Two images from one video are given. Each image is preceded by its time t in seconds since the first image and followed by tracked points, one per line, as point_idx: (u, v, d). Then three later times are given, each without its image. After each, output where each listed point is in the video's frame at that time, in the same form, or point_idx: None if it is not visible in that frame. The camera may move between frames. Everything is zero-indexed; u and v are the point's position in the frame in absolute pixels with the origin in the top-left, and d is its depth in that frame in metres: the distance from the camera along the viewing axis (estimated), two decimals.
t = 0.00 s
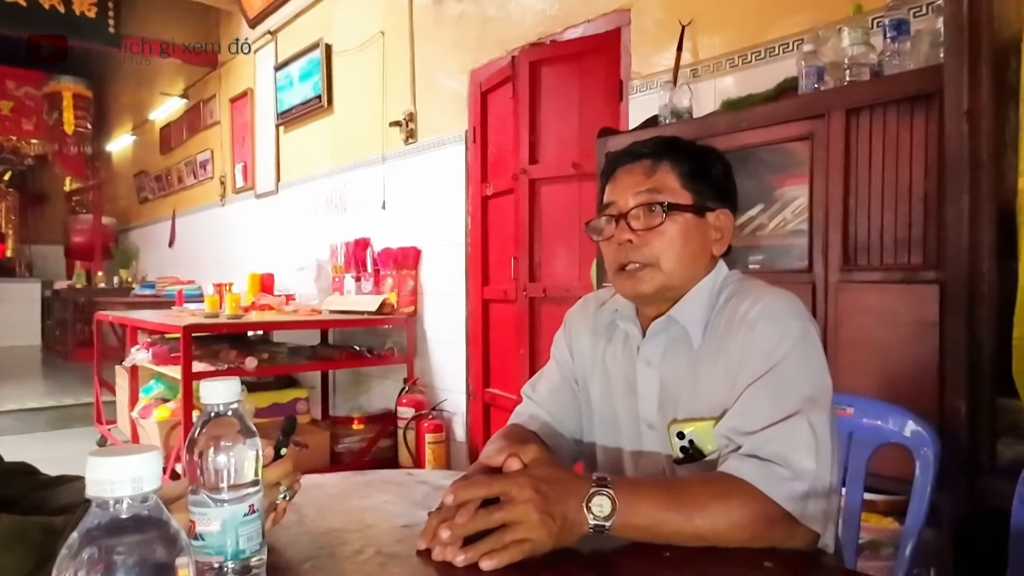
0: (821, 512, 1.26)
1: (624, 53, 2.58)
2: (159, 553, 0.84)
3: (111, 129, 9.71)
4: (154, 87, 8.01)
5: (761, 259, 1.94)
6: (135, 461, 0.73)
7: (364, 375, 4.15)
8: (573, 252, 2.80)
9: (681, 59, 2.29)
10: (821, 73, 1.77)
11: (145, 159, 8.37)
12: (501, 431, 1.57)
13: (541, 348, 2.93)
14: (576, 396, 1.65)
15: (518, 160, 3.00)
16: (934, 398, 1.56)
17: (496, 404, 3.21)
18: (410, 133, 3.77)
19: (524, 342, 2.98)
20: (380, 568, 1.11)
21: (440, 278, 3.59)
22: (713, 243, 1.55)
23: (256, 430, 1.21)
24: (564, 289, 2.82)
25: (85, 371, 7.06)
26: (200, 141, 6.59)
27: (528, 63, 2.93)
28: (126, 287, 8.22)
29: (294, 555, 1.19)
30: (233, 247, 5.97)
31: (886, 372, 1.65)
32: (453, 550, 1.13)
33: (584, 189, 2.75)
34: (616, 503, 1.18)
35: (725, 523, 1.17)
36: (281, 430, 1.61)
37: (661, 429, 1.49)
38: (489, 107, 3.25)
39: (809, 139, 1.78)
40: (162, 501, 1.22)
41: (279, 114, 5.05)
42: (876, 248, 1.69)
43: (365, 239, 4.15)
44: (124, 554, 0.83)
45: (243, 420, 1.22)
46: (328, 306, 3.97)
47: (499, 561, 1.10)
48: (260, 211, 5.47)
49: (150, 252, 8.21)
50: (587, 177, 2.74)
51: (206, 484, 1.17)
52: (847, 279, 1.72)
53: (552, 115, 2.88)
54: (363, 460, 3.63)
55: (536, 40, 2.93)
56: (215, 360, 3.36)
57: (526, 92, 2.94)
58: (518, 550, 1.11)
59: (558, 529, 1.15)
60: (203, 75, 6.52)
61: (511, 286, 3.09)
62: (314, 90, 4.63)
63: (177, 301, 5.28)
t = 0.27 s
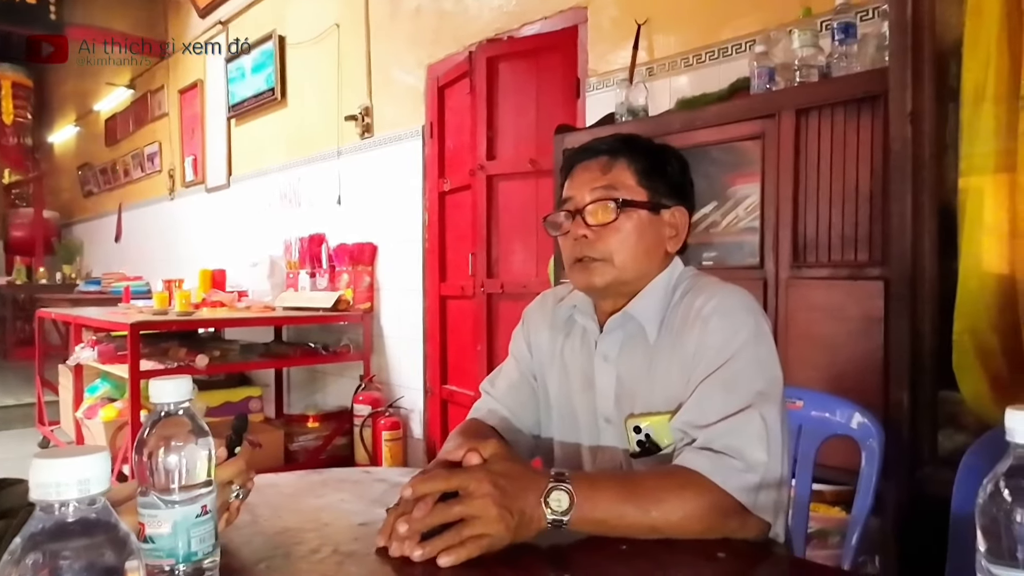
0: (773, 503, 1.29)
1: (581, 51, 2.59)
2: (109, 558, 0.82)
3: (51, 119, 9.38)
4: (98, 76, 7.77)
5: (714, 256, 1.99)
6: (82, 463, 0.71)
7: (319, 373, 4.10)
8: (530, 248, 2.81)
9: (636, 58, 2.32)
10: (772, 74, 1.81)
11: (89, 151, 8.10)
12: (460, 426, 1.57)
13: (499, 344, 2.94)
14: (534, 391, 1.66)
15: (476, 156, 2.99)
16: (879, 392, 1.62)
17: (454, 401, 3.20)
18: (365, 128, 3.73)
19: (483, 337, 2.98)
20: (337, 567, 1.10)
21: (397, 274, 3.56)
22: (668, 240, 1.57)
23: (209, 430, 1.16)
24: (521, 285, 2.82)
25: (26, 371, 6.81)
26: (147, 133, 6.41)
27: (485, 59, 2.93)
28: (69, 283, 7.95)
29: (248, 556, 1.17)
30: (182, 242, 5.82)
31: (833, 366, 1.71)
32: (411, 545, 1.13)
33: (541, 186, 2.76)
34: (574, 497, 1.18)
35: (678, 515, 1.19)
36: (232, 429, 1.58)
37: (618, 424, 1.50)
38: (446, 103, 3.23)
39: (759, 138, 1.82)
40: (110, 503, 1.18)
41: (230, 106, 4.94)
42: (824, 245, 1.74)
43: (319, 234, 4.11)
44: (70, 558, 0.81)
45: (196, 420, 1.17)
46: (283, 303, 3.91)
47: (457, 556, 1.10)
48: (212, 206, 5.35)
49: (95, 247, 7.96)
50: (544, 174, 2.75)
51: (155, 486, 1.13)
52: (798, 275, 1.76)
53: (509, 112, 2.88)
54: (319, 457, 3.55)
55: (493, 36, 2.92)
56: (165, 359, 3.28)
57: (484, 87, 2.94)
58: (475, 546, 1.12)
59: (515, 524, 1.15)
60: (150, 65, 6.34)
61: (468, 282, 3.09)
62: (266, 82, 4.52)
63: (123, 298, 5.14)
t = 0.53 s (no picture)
0: (737, 497, 1.30)
1: (548, 48, 2.60)
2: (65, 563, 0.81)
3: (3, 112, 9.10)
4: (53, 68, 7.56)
5: (680, 254, 2.00)
6: (39, 466, 0.70)
7: (285, 371, 4.04)
8: (498, 246, 2.81)
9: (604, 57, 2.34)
10: (736, 74, 1.84)
11: (43, 145, 7.89)
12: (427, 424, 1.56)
13: (466, 342, 2.93)
14: (502, 389, 1.66)
15: (443, 153, 2.98)
16: (840, 387, 1.65)
17: (421, 399, 3.18)
18: (332, 124, 3.69)
19: (450, 335, 2.96)
20: (303, 567, 1.09)
21: (364, 271, 3.53)
22: (633, 238, 1.57)
23: (170, 431, 1.13)
24: (489, 282, 2.82)
25: None
26: (105, 127, 6.25)
27: (452, 55, 2.90)
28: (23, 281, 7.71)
29: (212, 558, 1.15)
30: (143, 239, 5.69)
31: (795, 362, 1.74)
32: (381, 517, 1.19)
33: (509, 183, 2.75)
34: (542, 489, 1.18)
35: (645, 508, 1.19)
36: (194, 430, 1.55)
37: (585, 421, 1.51)
38: (414, 99, 3.21)
39: (724, 138, 1.85)
40: (66, 506, 1.14)
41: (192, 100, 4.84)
42: (786, 242, 1.77)
43: (284, 231, 4.01)
44: (25, 564, 0.78)
45: (158, 421, 1.14)
46: (247, 301, 3.84)
47: (419, 536, 1.13)
48: (174, 202, 5.25)
49: (49, 244, 7.74)
50: (512, 171, 2.74)
51: (117, 488, 1.09)
52: (762, 272, 1.79)
53: (476, 108, 2.87)
54: (284, 457, 3.50)
55: (461, 33, 2.91)
56: (125, 359, 3.21)
57: (449, 83, 2.92)
58: (438, 527, 1.13)
59: (483, 510, 1.15)
60: (109, 58, 6.19)
61: (436, 280, 3.08)
62: (230, 76, 4.45)
63: (82, 296, 5.02)
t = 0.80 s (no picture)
0: (716, 494, 1.30)
1: (526, 47, 2.60)
2: (39, 568, 0.78)
3: None
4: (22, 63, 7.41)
5: (659, 252, 2.02)
6: (11, 469, 0.69)
7: (261, 371, 4.01)
8: (478, 245, 2.81)
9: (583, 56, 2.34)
10: (714, 74, 1.85)
11: (11, 140, 7.73)
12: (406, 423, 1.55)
13: (446, 340, 2.92)
14: (482, 389, 1.64)
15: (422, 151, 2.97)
16: (815, 384, 1.67)
17: (400, 398, 3.17)
18: (309, 121, 3.66)
19: (429, 334, 2.95)
20: (282, 569, 1.08)
21: (341, 270, 3.51)
22: (611, 237, 1.56)
23: (145, 432, 1.11)
24: (468, 281, 2.82)
25: None
26: (76, 123, 6.14)
27: (431, 52, 2.89)
28: None
29: (188, 561, 1.13)
30: (115, 237, 5.61)
31: (772, 359, 1.75)
32: (360, 528, 1.16)
33: (488, 181, 2.75)
34: (522, 491, 1.18)
35: (625, 507, 1.20)
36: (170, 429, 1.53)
37: (565, 419, 1.50)
38: (392, 97, 3.20)
39: (702, 137, 1.86)
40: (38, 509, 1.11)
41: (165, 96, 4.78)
42: (763, 241, 1.78)
43: (260, 230, 4.00)
44: None
45: (132, 422, 1.12)
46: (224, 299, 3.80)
47: (401, 545, 1.12)
48: (148, 199, 5.18)
49: (17, 242, 7.59)
50: (491, 170, 2.74)
51: (90, 490, 1.09)
52: (739, 270, 1.81)
53: (454, 106, 2.86)
54: (261, 458, 3.47)
55: (439, 30, 2.89)
56: (98, 358, 3.16)
57: (427, 80, 2.91)
58: (420, 535, 1.12)
59: (464, 514, 1.15)
60: (80, 53, 6.09)
61: (414, 279, 3.06)
62: (204, 72, 4.39)
63: (53, 294, 4.94)
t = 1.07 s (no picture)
0: (701, 491, 1.30)
1: (512, 45, 2.60)
2: (16, 569, 0.79)
3: None
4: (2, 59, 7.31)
5: (644, 251, 2.02)
6: None
7: (245, 370, 3.99)
8: (464, 244, 2.80)
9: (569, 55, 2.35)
10: (699, 74, 1.86)
11: None
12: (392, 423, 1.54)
13: (433, 337, 2.91)
14: (468, 387, 1.64)
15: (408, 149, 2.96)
16: (798, 383, 1.68)
17: (387, 397, 3.14)
18: (294, 119, 3.64)
19: (415, 333, 2.94)
20: (266, 569, 1.07)
21: (327, 270, 3.49)
22: (597, 235, 1.56)
23: (127, 432, 1.10)
24: (454, 279, 2.81)
25: None
26: (57, 120, 6.06)
27: (417, 51, 2.87)
28: None
29: (170, 562, 1.13)
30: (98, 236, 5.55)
31: (756, 357, 1.76)
32: (345, 534, 1.14)
33: (474, 179, 2.74)
34: (507, 490, 1.18)
35: (610, 505, 1.20)
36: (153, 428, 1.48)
37: (551, 418, 1.50)
38: (378, 95, 3.18)
39: (688, 136, 1.87)
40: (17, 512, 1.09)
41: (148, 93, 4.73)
42: (748, 240, 1.79)
43: (245, 228, 4.02)
44: None
45: (113, 422, 1.11)
46: (207, 298, 3.76)
47: (386, 548, 1.11)
48: (131, 197, 5.13)
49: None
50: (477, 168, 2.73)
51: (72, 492, 1.07)
52: (723, 269, 1.82)
53: (439, 104, 2.85)
54: (245, 458, 3.43)
55: (425, 28, 2.89)
56: (78, 358, 3.13)
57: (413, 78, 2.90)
58: (405, 537, 1.12)
59: (449, 515, 1.14)
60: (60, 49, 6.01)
61: (400, 278, 3.06)
62: (188, 69, 4.36)
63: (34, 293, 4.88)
